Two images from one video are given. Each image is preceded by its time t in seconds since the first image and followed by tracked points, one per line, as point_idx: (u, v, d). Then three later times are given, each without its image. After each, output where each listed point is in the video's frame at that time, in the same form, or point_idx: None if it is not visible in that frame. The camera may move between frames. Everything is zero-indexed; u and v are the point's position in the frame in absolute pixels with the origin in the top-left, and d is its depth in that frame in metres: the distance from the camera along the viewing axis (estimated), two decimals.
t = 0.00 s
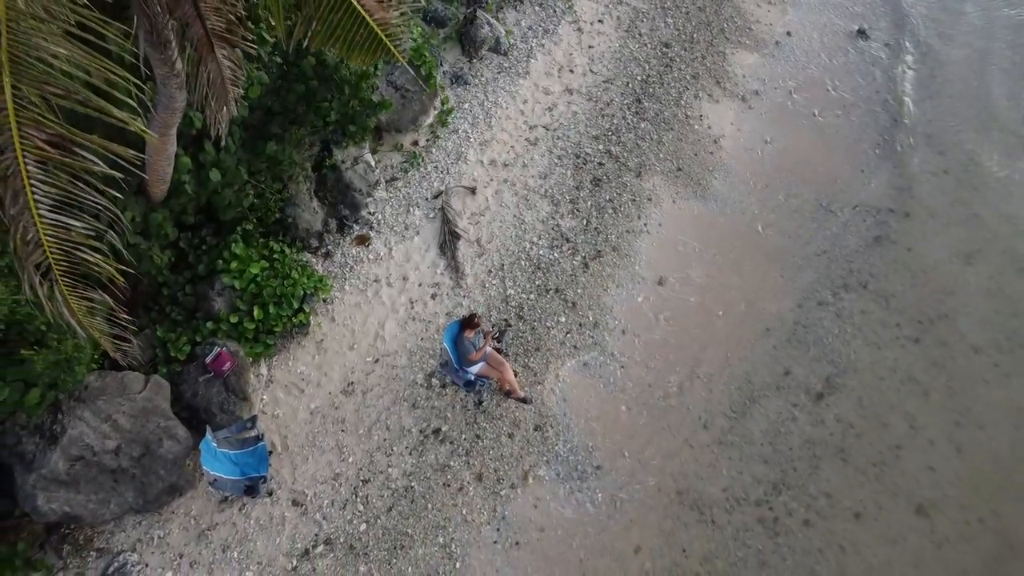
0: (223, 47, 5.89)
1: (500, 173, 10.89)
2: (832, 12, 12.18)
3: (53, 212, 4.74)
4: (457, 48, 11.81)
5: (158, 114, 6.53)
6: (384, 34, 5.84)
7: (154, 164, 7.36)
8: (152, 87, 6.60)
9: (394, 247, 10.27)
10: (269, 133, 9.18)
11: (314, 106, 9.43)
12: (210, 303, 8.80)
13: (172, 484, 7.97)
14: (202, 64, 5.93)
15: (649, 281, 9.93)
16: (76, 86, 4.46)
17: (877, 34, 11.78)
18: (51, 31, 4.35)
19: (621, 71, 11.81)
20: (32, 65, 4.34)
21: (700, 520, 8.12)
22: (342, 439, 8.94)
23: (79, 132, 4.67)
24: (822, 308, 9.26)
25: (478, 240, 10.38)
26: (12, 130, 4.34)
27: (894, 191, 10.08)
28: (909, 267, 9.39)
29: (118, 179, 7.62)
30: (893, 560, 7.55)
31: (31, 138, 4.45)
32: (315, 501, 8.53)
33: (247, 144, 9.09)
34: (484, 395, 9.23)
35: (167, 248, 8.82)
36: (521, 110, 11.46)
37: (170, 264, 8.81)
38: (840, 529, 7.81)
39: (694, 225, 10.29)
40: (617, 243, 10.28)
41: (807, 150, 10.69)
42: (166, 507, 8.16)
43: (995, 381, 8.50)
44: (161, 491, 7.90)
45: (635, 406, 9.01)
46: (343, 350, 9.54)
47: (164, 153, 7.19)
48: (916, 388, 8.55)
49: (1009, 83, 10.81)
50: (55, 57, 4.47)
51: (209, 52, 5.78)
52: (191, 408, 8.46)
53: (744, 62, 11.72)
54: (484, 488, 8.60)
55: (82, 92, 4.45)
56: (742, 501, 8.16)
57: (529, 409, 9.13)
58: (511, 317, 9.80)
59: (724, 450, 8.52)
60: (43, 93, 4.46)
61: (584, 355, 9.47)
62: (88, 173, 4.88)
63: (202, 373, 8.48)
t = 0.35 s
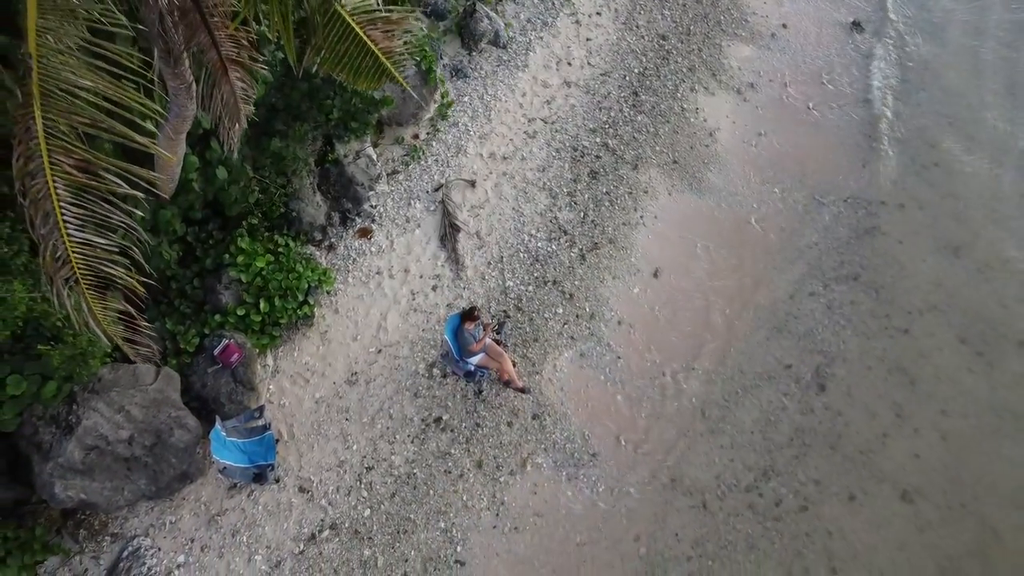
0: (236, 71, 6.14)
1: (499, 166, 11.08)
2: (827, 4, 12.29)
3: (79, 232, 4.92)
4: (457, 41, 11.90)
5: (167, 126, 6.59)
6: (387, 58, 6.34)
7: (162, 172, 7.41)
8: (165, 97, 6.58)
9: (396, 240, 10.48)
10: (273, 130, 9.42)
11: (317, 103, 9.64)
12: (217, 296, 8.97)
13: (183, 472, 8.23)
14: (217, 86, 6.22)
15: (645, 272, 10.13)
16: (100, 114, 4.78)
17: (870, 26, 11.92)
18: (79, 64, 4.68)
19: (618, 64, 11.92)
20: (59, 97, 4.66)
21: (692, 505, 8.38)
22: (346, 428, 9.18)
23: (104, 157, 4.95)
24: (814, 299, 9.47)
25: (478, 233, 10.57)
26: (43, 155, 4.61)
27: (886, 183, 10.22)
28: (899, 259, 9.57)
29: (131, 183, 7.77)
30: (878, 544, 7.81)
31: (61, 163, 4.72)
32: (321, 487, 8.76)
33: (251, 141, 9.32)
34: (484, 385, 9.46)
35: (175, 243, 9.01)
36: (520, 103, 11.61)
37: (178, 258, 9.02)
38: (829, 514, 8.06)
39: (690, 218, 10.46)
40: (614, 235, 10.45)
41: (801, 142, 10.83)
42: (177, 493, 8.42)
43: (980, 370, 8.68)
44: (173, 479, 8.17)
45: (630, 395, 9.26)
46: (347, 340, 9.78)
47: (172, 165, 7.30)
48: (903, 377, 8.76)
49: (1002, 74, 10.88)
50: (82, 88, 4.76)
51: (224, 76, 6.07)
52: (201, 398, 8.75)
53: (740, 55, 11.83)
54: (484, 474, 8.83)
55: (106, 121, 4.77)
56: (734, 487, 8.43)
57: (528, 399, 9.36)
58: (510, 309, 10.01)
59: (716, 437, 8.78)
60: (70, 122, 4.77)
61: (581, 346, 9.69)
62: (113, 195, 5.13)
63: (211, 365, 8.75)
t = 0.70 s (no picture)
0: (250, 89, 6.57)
1: (498, 158, 11.27)
2: None
3: (104, 243, 5.28)
4: (456, 33, 11.96)
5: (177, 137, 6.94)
6: (392, 79, 6.80)
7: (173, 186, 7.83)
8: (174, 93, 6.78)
9: (398, 231, 10.72)
10: (278, 125, 9.60)
11: (320, 99, 9.87)
12: (225, 288, 9.18)
13: (194, 458, 8.48)
14: (230, 103, 6.55)
15: (641, 263, 10.34)
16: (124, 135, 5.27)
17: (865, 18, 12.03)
18: (103, 90, 5.15)
19: (616, 56, 12.06)
20: (86, 120, 5.12)
21: (684, 489, 8.67)
22: (351, 415, 9.46)
23: (128, 176, 5.38)
24: (804, 289, 9.68)
25: (478, 224, 10.80)
26: (72, 174, 5.04)
27: (878, 175, 10.38)
28: (889, 250, 9.76)
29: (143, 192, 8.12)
30: (863, 527, 8.09)
31: (88, 182, 5.15)
32: (327, 472, 9.06)
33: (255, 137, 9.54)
34: (483, 373, 9.73)
35: (183, 235, 9.14)
36: (519, 96, 11.78)
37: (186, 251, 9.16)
38: (816, 497, 8.34)
39: (686, 209, 10.65)
40: (610, 226, 10.65)
41: (796, 134, 10.99)
42: (188, 478, 8.71)
43: (965, 359, 8.89)
44: (184, 464, 8.40)
45: (625, 383, 9.53)
46: (351, 330, 10.06)
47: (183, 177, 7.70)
48: (890, 365, 8.99)
49: (994, 64, 10.97)
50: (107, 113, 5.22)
51: (237, 94, 6.48)
52: (210, 386, 8.96)
53: (735, 47, 11.95)
54: (483, 460, 9.11)
55: (129, 140, 5.22)
56: (725, 472, 8.71)
57: (526, 386, 9.63)
58: (509, 299, 10.24)
59: (708, 424, 9.06)
60: (97, 145, 5.23)
61: (578, 335, 9.94)
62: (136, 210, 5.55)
63: (219, 355, 8.94)
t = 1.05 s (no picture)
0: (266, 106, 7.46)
1: (499, 151, 11.48)
2: None
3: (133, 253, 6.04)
4: (458, 27, 12.12)
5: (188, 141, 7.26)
6: (400, 100, 7.40)
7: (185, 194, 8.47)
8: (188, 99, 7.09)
9: (401, 223, 10.97)
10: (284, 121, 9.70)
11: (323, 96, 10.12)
12: (234, 280, 9.49)
13: (207, 445, 8.81)
14: (248, 120, 7.45)
15: (638, 254, 10.58)
16: (150, 157, 6.04)
17: (861, 9, 12.14)
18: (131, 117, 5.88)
19: (614, 49, 12.20)
20: (117, 144, 5.85)
21: (679, 474, 8.98)
22: (357, 402, 9.77)
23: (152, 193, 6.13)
24: (796, 281, 9.91)
25: (479, 216, 11.05)
26: (106, 195, 5.81)
27: (870, 167, 10.57)
28: (878, 241, 9.96)
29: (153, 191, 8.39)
30: (849, 510, 8.39)
31: (118, 199, 5.90)
32: (334, 458, 9.38)
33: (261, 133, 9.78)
34: (485, 361, 10.01)
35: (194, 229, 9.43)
36: (519, 89, 11.95)
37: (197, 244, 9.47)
38: (805, 481, 8.65)
39: (683, 201, 10.86)
40: (608, 218, 10.88)
41: (791, 125, 11.16)
42: (201, 464, 9.04)
43: (952, 348, 9.11)
44: (197, 450, 8.74)
45: (622, 372, 9.81)
46: (356, 320, 10.33)
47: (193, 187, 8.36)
48: (879, 352, 9.24)
49: (987, 56, 11.09)
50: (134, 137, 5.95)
51: (254, 110, 7.36)
52: (221, 375, 9.25)
53: (732, 39, 12.09)
54: (485, 446, 9.42)
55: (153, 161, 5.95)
56: (718, 458, 9.01)
57: (526, 375, 9.92)
58: (509, 290, 10.51)
59: (702, 411, 9.34)
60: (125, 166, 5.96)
61: (576, 325, 10.20)
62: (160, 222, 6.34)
63: (229, 345, 9.22)
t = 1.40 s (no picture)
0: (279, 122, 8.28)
1: (499, 145, 11.71)
2: None
3: (160, 264, 6.32)
4: (459, 21, 12.36)
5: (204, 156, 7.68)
6: (409, 120, 7.54)
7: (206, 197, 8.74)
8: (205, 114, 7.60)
9: (404, 216, 11.24)
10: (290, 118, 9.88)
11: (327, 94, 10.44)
12: (243, 273, 9.65)
13: (218, 432, 9.03)
14: (264, 135, 8.32)
15: (634, 246, 10.83)
16: (177, 175, 6.30)
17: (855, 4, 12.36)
18: (160, 138, 6.16)
19: (612, 42, 12.39)
20: (147, 163, 6.14)
21: (673, 460, 9.29)
22: (362, 391, 10.02)
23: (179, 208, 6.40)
24: (788, 275, 10.15)
25: (480, 209, 11.31)
26: (135, 210, 6.10)
27: (861, 161, 10.75)
28: (865, 235, 10.17)
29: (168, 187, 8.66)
30: (837, 494, 8.71)
31: (147, 215, 6.19)
32: (341, 444, 9.62)
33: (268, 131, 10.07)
34: (486, 351, 10.28)
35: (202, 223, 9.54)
36: (519, 83, 12.16)
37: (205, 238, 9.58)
38: (794, 466, 8.98)
39: (680, 193, 11.09)
40: (606, 211, 11.11)
41: (785, 119, 11.39)
42: (213, 451, 9.29)
43: (939, 338, 9.36)
44: (210, 437, 8.96)
45: (618, 362, 10.10)
46: (361, 311, 10.58)
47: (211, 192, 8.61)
48: (867, 342, 9.51)
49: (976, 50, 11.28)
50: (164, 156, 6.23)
51: (270, 126, 8.19)
52: (230, 364, 9.47)
53: (728, 32, 12.31)
54: (486, 433, 9.69)
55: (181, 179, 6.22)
56: (711, 444, 9.32)
57: (526, 364, 10.19)
58: (510, 282, 10.76)
59: (695, 398, 9.66)
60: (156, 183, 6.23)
61: (574, 315, 10.46)
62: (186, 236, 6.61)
63: (239, 337, 9.45)
